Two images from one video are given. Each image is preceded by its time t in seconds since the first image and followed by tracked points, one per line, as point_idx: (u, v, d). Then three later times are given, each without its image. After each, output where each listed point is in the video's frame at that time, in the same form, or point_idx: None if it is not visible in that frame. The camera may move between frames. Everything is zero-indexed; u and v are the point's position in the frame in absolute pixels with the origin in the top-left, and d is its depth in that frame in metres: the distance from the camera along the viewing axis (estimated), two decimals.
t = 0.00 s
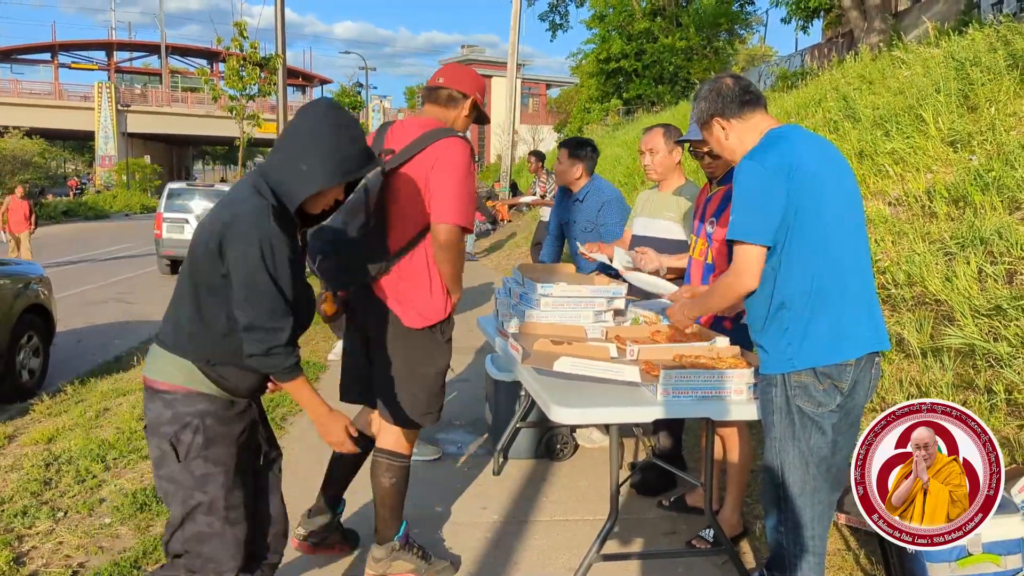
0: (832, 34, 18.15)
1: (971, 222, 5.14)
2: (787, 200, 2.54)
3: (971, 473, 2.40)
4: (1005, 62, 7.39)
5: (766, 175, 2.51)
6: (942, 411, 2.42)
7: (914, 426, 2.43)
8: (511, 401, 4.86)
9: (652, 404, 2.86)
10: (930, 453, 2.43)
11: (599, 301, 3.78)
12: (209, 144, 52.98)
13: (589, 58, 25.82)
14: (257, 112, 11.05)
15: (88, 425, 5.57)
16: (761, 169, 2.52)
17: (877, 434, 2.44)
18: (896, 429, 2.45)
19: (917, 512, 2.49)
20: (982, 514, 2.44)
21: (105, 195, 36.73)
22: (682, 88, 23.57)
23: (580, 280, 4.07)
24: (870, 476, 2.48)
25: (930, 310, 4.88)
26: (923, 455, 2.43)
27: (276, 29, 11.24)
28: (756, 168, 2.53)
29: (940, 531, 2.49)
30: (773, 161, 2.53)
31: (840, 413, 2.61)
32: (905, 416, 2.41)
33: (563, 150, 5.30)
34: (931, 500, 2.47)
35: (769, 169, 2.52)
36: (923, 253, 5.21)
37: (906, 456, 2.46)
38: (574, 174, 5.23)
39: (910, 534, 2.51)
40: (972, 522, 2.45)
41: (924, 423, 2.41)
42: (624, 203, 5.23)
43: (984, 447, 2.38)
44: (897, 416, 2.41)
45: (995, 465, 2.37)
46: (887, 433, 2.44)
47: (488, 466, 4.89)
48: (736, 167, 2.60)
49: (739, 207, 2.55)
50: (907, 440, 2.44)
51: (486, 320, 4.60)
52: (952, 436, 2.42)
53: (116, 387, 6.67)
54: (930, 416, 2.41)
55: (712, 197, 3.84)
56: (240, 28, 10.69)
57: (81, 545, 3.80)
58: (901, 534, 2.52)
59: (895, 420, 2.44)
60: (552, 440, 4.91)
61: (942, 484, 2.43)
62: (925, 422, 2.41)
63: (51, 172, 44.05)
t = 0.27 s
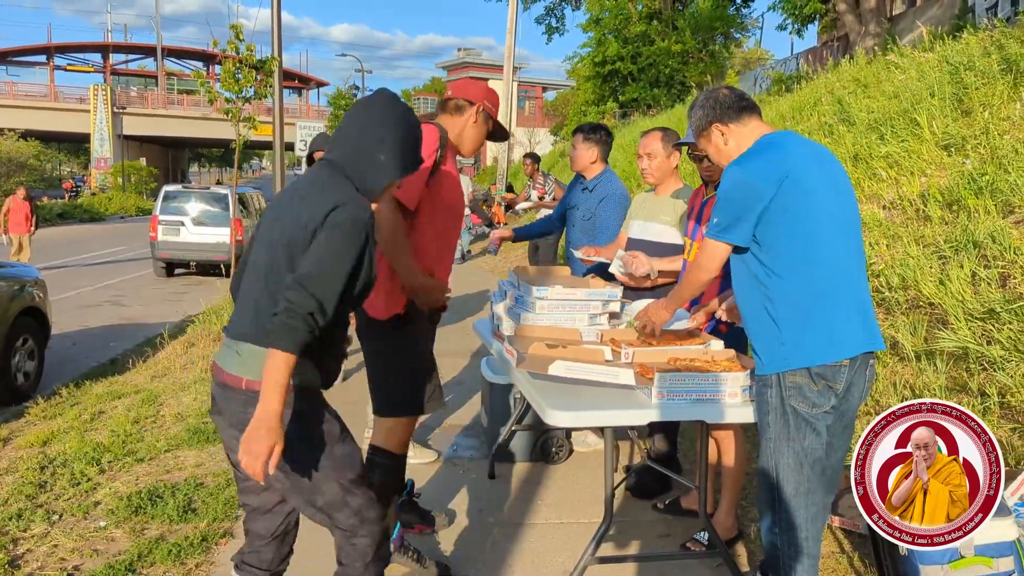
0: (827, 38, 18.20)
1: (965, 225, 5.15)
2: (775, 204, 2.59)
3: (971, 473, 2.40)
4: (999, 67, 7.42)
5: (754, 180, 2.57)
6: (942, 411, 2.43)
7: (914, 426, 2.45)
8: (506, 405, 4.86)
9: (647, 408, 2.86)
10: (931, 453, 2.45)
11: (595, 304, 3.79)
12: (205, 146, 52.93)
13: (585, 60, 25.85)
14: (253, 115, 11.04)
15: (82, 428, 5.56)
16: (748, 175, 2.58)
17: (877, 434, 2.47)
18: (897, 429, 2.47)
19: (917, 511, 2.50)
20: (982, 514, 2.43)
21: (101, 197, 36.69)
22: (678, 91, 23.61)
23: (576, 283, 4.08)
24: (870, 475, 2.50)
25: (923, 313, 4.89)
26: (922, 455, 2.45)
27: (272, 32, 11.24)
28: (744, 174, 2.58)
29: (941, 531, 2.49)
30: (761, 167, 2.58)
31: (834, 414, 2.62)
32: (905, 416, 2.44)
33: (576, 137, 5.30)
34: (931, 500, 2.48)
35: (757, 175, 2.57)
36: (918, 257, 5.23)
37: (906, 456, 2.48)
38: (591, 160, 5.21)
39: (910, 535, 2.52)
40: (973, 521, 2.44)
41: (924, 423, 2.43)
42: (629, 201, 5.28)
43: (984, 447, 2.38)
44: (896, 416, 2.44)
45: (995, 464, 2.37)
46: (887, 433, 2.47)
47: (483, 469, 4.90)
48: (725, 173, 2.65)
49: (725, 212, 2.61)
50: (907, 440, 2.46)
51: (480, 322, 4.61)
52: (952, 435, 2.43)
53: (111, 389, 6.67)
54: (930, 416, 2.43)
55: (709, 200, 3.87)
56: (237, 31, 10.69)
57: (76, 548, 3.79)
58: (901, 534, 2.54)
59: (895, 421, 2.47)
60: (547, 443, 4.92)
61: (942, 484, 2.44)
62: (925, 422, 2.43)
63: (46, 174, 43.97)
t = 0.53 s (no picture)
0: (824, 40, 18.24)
1: (960, 227, 5.17)
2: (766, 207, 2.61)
3: (971, 473, 2.42)
4: (995, 70, 7.45)
5: (744, 184, 2.59)
6: (942, 411, 2.46)
7: (914, 426, 2.48)
8: (502, 407, 4.87)
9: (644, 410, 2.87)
10: (931, 453, 2.47)
11: (591, 306, 3.79)
12: (202, 147, 52.90)
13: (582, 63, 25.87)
14: (250, 116, 11.04)
15: (78, 430, 5.56)
16: (739, 179, 2.60)
17: (877, 433, 2.49)
18: (896, 429, 2.50)
19: (917, 512, 2.50)
20: (983, 514, 2.42)
21: (97, 199, 36.67)
22: (675, 93, 23.64)
23: (571, 285, 4.09)
24: (870, 475, 2.53)
25: (918, 315, 4.91)
26: (923, 455, 2.47)
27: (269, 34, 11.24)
28: (735, 178, 2.61)
29: (940, 531, 2.47)
30: (751, 171, 2.61)
31: (831, 414, 2.63)
32: (905, 416, 2.47)
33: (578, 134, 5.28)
34: (932, 500, 2.48)
35: (748, 179, 2.60)
36: (913, 259, 5.24)
37: (906, 456, 2.50)
38: (591, 159, 5.18)
39: (910, 534, 2.51)
40: (973, 521, 2.43)
41: (924, 423, 2.46)
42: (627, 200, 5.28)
43: (984, 447, 2.40)
44: (896, 416, 2.47)
45: (995, 464, 2.38)
46: (887, 433, 2.49)
47: (480, 470, 4.90)
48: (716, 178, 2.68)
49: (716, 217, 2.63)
50: (907, 440, 2.49)
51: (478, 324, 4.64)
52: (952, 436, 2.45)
53: (108, 391, 6.66)
54: (930, 416, 2.46)
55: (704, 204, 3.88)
56: (234, 33, 10.69)
57: (72, 550, 3.79)
58: (902, 534, 2.52)
59: (894, 421, 2.49)
60: (543, 445, 4.92)
61: (942, 484, 2.46)
62: (925, 422, 2.46)
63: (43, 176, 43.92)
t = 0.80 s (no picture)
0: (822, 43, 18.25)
1: (959, 230, 5.17)
2: (767, 208, 2.61)
3: (971, 473, 2.41)
4: (993, 72, 7.46)
5: (746, 185, 2.59)
6: (942, 411, 2.45)
7: (913, 426, 2.47)
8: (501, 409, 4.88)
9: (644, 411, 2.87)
10: (931, 452, 2.46)
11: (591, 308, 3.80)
12: (201, 150, 52.91)
13: (581, 65, 25.88)
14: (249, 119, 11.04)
15: (77, 432, 5.56)
16: (741, 179, 2.60)
17: (877, 434, 2.49)
18: (896, 429, 2.49)
19: (917, 511, 2.51)
20: (982, 514, 2.43)
21: (97, 201, 36.64)
22: (673, 96, 23.64)
23: (570, 288, 4.10)
24: (870, 476, 2.53)
25: (917, 317, 4.92)
26: (922, 455, 2.46)
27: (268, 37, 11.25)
28: (737, 179, 2.60)
29: (940, 531, 2.49)
30: (752, 172, 2.61)
31: (831, 416, 2.63)
32: (904, 416, 2.46)
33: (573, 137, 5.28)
34: (931, 500, 2.49)
35: (750, 179, 2.60)
36: (911, 261, 5.25)
37: (906, 456, 2.49)
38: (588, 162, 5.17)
39: (909, 534, 2.53)
40: (972, 521, 2.44)
41: (924, 423, 2.45)
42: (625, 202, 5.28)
43: (984, 447, 2.39)
44: (896, 416, 2.46)
45: (995, 464, 2.38)
46: (887, 433, 2.48)
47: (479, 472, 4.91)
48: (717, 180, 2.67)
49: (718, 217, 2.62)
50: (907, 440, 2.48)
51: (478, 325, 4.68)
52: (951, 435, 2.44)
53: (107, 393, 6.67)
54: (930, 416, 2.45)
55: (702, 205, 3.88)
56: (233, 36, 10.70)
57: (71, 552, 3.79)
58: (901, 534, 2.54)
59: (894, 421, 2.48)
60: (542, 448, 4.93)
61: (942, 484, 2.45)
62: (925, 422, 2.45)
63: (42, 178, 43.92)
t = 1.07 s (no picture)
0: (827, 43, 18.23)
1: (963, 230, 5.17)
2: (778, 209, 2.59)
3: (972, 473, 2.41)
4: (997, 72, 7.45)
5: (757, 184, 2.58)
6: (942, 411, 2.45)
7: (914, 426, 2.47)
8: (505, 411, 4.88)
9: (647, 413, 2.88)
10: (931, 453, 2.47)
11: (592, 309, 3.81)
12: (205, 152, 53.01)
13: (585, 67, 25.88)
14: (253, 121, 11.07)
15: (83, 434, 5.58)
16: (751, 178, 2.58)
17: (877, 434, 2.49)
18: (896, 429, 2.49)
19: (917, 512, 2.51)
20: (982, 514, 2.43)
21: (102, 204, 36.74)
22: (678, 97, 23.63)
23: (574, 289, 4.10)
24: (870, 476, 2.52)
25: (921, 318, 4.91)
26: (922, 455, 2.47)
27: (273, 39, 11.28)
28: (747, 178, 2.59)
29: (940, 530, 2.49)
30: (760, 172, 2.61)
31: (840, 418, 2.63)
32: (904, 416, 2.46)
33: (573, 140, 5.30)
34: (931, 501, 2.49)
35: (759, 179, 2.59)
36: (916, 262, 5.24)
37: (906, 456, 2.49)
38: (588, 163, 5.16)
39: (909, 534, 2.52)
40: (972, 521, 2.44)
41: (924, 423, 2.45)
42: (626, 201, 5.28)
43: (984, 447, 2.39)
44: (896, 416, 2.46)
45: (995, 465, 2.38)
46: (886, 433, 2.48)
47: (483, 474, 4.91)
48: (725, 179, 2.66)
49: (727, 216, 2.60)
50: (907, 440, 2.48)
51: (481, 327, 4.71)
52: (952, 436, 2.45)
53: (112, 395, 6.69)
54: (930, 416, 2.45)
55: (704, 204, 3.88)
56: (237, 39, 10.73)
57: (76, 554, 3.80)
58: (901, 534, 2.54)
59: (894, 421, 2.48)
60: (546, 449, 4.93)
61: (942, 484, 2.46)
62: (925, 422, 2.45)
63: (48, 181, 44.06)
